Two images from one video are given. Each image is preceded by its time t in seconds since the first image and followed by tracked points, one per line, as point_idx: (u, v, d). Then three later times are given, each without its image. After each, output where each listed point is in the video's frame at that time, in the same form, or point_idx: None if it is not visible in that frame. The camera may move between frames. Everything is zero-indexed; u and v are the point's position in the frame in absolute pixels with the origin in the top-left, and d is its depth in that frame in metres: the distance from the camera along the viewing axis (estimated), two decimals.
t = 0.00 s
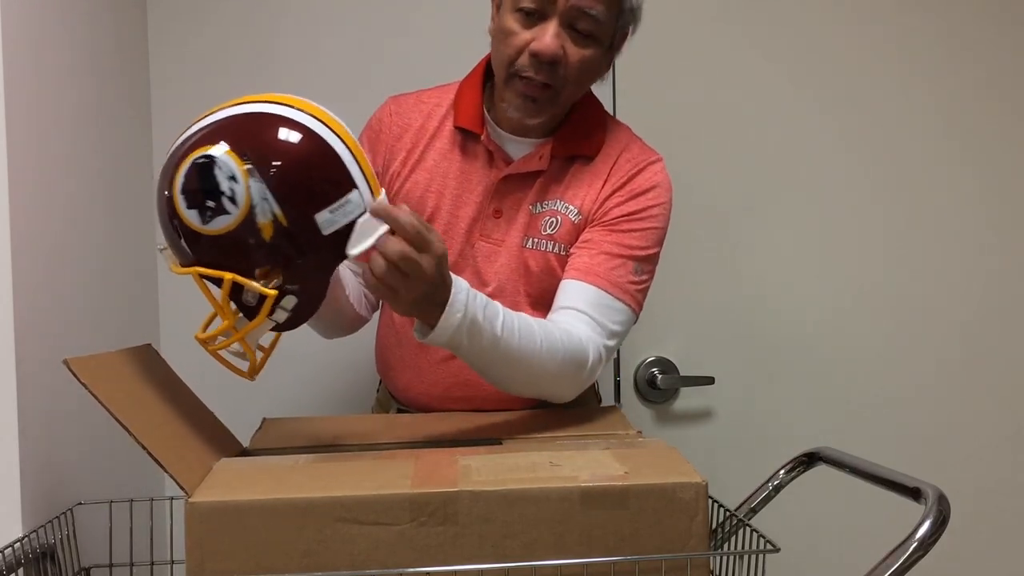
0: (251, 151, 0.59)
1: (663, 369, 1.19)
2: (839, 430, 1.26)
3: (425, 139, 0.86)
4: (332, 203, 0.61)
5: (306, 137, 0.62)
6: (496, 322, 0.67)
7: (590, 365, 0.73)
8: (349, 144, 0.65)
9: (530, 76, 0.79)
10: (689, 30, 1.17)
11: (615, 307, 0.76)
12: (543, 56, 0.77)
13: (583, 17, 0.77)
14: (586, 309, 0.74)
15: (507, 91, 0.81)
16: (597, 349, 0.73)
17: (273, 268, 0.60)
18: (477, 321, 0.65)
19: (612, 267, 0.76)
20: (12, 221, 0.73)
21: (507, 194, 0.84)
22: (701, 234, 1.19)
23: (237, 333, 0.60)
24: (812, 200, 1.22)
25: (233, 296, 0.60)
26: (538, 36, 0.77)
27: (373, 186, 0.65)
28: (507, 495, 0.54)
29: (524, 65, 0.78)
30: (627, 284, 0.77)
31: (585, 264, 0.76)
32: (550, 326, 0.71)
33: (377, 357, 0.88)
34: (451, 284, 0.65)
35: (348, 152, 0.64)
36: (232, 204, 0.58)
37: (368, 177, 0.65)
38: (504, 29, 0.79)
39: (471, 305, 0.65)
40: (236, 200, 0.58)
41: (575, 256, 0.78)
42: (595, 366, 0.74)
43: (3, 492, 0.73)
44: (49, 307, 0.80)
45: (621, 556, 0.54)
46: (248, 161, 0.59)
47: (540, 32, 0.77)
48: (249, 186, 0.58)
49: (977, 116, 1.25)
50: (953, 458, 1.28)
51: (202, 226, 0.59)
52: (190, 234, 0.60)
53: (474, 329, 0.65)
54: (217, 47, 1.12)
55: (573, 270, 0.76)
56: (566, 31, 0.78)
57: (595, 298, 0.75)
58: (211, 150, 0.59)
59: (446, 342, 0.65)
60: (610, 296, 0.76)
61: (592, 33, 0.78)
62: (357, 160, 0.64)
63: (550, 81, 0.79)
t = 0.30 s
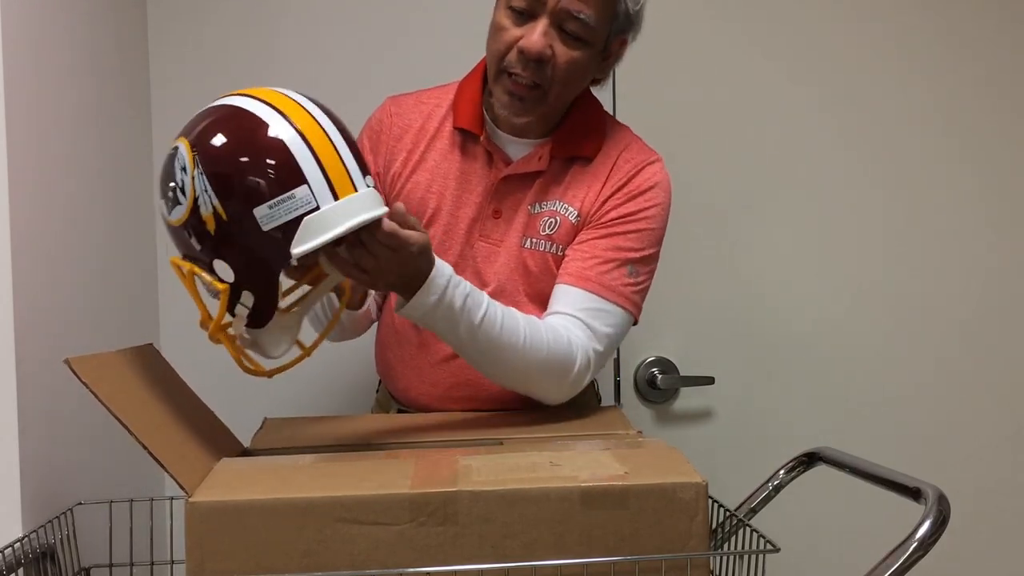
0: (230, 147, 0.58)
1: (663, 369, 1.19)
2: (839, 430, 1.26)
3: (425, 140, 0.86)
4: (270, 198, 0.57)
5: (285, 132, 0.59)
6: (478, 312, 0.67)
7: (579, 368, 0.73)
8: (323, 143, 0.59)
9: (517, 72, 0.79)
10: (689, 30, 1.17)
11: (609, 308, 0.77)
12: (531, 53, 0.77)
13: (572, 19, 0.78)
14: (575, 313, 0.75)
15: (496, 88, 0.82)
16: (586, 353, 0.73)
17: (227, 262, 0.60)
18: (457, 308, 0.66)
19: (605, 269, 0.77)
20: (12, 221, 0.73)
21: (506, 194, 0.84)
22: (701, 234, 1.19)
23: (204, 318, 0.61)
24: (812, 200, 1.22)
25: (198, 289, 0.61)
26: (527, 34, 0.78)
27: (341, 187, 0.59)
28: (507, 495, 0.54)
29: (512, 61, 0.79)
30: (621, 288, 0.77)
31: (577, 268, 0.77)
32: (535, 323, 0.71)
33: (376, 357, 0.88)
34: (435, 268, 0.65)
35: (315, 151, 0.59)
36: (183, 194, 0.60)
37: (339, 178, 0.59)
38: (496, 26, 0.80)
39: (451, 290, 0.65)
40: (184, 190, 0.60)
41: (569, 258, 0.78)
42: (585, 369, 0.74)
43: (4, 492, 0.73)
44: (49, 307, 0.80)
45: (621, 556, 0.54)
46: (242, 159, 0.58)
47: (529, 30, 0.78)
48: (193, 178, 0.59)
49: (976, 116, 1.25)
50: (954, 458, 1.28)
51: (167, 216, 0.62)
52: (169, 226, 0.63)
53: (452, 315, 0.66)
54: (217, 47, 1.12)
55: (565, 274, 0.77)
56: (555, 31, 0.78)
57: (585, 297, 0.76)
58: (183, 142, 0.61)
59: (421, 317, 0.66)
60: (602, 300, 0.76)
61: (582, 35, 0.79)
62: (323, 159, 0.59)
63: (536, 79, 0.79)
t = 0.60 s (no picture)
0: (269, 143, 0.56)
1: (664, 369, 1.19)
2: (839, 430, 1.26)
3: (424, 139, 0.86)
4: (269, 191, 0.55)
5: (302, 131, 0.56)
6: (511, 314, 0.67)
7: (590, 372, 0.73)
8: (332, 141, 0.56)
9: (522, 77, 0.78)
10: (689, 30, 1.17)
11: (610, 313, 0.77)
12: (536, 59, 0.76)
13: (580, 27, 0.76)
14: (581, 317, 0.74)
15: (500, 91, 0.81)
16: (594, 357, 0.73)
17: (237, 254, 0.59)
18: (493, 309, 0.65)
19: (607, 275, 0.77)
20: (12, 222, 0.73)
21: (504, 195, 0.84)
22: (701, 234, 1.19)
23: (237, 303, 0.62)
24: (811, 201, 1.22)
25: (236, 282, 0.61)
26: (533, 40, 0.77)
27: (343, 187, 0.54)
28: (507, 495, 0.54)
29: (518, 66, 0.78)
30: (621, 292, 0.77)
31: (579, 273, 0.76)
32: (559, 328, 0.71)
33: (376, 357, 0.88)
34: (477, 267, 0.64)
35: (321, 150, 0.55)
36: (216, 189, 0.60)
37: (342, 177, 0.55)
38: (503, 27, 0.79)
39: (490, 290, 0.65)
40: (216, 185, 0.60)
41: (570, 262, 0.78)
42: (593, 375, 0.74)
43: (3, 492, 0.73)
44: (49, 308, 0.80)
45: (620, 556, 0.54)
46: (281, 159, 0.55)
47: (536, 36, 0.77)
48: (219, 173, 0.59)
49: (977, 117, 1.25)
50: (954, 458, 1.28)
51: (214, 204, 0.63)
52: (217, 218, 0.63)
53: (486, 315, 0.65)
54: (217, 47, 1.12)
55: (566, 277, 0.77)
56: (562, 38, 0.77)
57: (589, 300, 0.75)
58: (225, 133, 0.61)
59: (457, 313, 0.65)
60: (604, 304, 0.76)
61: (589, 42, 0.78)
62: (328, 157, 0.55)
63: (541, 85, 0.78)
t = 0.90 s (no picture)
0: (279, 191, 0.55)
1: (664, 369, 1.19)
2: (839, 429, 1.26)
3: (430, 143, 0.86)
4: (278, 246, 0.55)
5: (301, 184, 0.55)
6: (535, 330, 0.68)
7: (608, 381, 0.75)
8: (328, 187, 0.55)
9: (534, 93, 0.78)
10: (689, 30, 1.17)
11: (625, 321, 0.78)
12: (550, 77, 0.76)
13: (594, 45, 0.76)
14: (596, 327, 0.76)
15: (512, 103, 0.81)
16: (611, 365, 0.75)
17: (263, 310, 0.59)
18: (517, 324, 0.67)
19: (621, 284, 0.78)
20: (12, 222, 0.73)
21: (512, 202, 0.83)
22: (701, 234, 1.19)
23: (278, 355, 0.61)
24: (811, 200, 1.22)
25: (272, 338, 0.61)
26: (547, 57, 0.76)
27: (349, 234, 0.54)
28: (506, 495, 0.54)
29: (531, 81, 0.78)
30: (635, 300, 0.79)
31: (594, 282, 0.78)
32: (580, 340, 0.73)
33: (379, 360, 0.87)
34: (501, 284, 0.65)
35: (319, 198, 0.55)
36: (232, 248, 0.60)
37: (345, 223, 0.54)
38: (517, 40, 0.78)
39: (515, 307, 0.66)
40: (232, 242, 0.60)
41: (583, 271, 0.79)
42: (611, 383, 0.76)
43: (4, 491, 0.73)
44: (48, 308, 0.80)
45: (620, 556, 0.55)
46: (293, 204, 0.54)
47: (550, 53, 0.76)
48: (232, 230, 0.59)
49: (976, 116, 1.25)
50: (953, 457, 1.28)
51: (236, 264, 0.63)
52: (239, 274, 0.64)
53: (511, 331, 0.67)
54: (217, 47, 1.12)
55: (582, 287, 0.78)
56: (576, 55, 0.77)
57: (604, 309, 0.77)
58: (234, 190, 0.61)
59: (482, 334, 0.67)
60: (619, 313, 0.78)
61: (603, 60, 0.77)
62: (328, 204, 0.54)
63: (553, 100, 0.78)
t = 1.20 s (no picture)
0: (289, 213, 0.56)
1: (663, 369, 1.19)
2: (838, 429, 1.26)
3: (433, 140, 0.86)
4: (294, 282, 0.56)
5: (308, 199, 0.57)
6: (544, 337, 0.68)
7: (615, 381, 0.75)
8: (335, 202, 0.57)
9: (543, 94, 0.78)
10: (689, 30, 1.17)
11: (630, 322, 0.78)
12: (560, 78, 0.76)
13: (604, 45, 0.76)
14: (601, 328, 0.76)
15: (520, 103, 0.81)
16: (618, 366, 0.75)
17: (276, 336, 0.59)
18: (527, 336, 0.67)
19: (627, 284, 0.78)
20: (11, 222, 0.73)
21: (518, 201, 0.83)
22: (701, 234, 1.19)
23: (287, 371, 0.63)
24: (811, 200, 1.22)
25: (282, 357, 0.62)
26: (557, 58, 0.76)
27: (356, 248, 0.55)
28: (507, 495, 0.54)
29: (539, 82, 0.78)
30: (640, 300, 0.79)
31: (600, 283, 0.78)
32: (586, 344, 0.73)
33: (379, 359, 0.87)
34: (511, 298, 0.65)
35: (325, 212, 0.56)
36: (239, 276, 0.60)
37: (352, 236, 0.56)
38: (525, 40, 0.78)
39: (524, 320, 0.66)
40: (238, 270, 0.60)
41: (590, 271, 0.79)
42: (617, 383, 0.76)
43: (4, 491, 0.73)
44: (48, 308, 0.80)
45: (620, 556, 0.55)
46: (301, 224, 0.56)
47: (560, 53, 0.76)
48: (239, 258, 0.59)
49: (975, 116, 1.25)
50: (953, 457, 1.29)
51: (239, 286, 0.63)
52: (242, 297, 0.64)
53: (519, 343, 0.67)
54: (217, 47, 1.12)
55: (588, 288, 0.78)
56: (586, 56, 0.77)
57: (610, 311, 0.77)
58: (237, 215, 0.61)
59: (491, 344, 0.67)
60: (625, 314, 0.78)
61: (612, 60, 0.77)
62: (334, 217, 0.56)
63: (561, 101, 0.78)
